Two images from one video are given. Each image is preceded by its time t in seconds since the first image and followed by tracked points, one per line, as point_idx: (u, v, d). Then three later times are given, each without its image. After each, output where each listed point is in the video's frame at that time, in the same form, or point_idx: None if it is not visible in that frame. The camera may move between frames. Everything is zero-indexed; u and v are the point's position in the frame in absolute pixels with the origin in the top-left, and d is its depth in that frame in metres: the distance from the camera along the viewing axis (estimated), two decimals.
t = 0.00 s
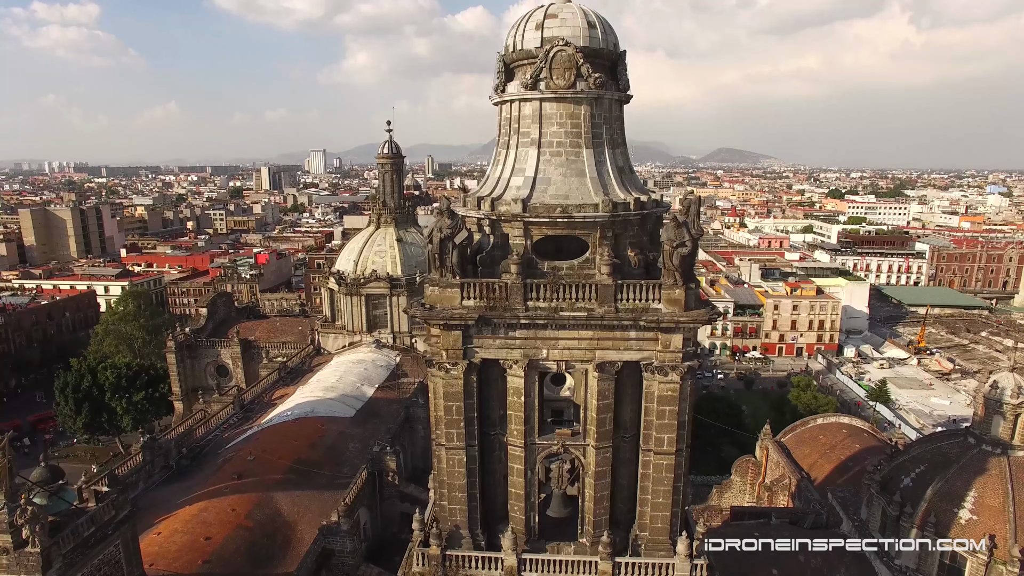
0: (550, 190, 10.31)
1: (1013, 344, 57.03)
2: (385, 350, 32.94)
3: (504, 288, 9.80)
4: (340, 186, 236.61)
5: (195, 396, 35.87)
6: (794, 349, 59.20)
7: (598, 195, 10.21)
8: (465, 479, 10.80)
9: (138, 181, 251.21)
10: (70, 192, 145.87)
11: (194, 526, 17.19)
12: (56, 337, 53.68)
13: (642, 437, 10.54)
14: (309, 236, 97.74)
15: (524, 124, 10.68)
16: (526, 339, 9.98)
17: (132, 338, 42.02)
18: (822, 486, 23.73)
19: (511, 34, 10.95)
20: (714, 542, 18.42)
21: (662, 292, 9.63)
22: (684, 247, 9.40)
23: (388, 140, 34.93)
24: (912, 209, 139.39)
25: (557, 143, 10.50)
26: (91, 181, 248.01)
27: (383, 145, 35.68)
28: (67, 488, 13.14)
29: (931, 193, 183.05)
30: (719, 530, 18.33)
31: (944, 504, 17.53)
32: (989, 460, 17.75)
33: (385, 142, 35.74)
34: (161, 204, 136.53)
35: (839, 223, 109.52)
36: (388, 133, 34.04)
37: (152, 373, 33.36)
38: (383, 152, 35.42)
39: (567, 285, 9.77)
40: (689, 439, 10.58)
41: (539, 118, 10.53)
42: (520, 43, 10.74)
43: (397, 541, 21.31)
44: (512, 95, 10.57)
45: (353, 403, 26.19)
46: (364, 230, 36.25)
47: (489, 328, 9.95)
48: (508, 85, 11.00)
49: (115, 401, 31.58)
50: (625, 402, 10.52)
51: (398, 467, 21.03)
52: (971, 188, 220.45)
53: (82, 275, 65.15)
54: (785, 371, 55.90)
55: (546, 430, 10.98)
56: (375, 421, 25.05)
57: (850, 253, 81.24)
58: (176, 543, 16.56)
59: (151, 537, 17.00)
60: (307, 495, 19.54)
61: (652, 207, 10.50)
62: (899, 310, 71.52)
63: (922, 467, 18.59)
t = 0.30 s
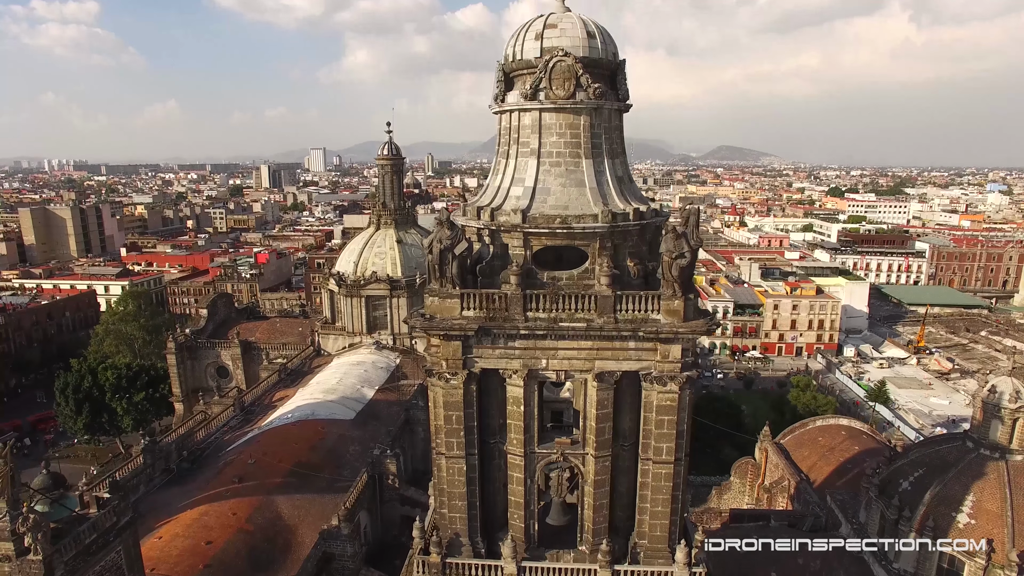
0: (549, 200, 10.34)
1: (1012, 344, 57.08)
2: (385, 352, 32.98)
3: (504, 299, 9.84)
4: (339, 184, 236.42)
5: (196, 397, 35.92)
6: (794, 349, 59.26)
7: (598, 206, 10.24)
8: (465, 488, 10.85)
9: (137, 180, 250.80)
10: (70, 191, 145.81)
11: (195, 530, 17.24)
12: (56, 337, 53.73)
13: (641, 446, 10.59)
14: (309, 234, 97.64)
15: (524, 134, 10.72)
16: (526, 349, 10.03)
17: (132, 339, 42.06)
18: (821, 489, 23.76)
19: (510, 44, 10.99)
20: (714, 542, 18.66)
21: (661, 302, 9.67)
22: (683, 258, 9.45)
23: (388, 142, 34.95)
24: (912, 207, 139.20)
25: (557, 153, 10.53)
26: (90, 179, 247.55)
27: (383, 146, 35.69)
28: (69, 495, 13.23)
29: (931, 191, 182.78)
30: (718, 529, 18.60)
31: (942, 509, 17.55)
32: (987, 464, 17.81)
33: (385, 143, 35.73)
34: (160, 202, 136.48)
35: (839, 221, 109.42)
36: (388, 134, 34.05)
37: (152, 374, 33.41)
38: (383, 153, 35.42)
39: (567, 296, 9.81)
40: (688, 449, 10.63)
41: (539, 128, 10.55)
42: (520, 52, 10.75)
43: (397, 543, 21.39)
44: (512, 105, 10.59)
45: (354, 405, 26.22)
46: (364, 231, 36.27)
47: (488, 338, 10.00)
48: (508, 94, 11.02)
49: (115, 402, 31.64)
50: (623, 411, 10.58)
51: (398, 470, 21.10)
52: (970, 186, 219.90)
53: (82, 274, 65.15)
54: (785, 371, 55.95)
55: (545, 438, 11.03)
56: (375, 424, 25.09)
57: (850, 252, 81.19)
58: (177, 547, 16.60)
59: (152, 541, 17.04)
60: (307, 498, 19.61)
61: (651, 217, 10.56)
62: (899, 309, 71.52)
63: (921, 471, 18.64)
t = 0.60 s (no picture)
0: (549, 210, 10.38)
1: (1011, 343, 57.12)
2: (385, 353, 33.05)
3: (503, 309, 9.89)
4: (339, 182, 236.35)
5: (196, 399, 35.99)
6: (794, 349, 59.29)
7: (597, 216, 10.28)
8: (464, 496, 10.91)
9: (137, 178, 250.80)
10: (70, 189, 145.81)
11: (196, 533, 17.31)
12: (57, 337, 53.78)
13: (640, 454, 10.65)
14: (309, 233, 97.63)
15: (524, 144, 10.74)
16: (526, 358, 10.08)
17: (132, 339, 42.10)
18: (820, 491, 23.82)
19: (510, 53, 11.00)
20: (714, 542, 18.90)
21: (660, 313, 9.70)
22: (682, 269, 9.50)
23: (388, 143, 34.97)
24: (913, 205, 139.06)
25: (557, 163, 10.57)
26: (91, 177, 247.43)
27: (383, 147, 35.70)
28: (70, 502, 13.27)
29: (932, 189, 182.62)
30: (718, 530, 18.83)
31: (940, 512, 17.61)
32: (985, 468, 17.86)
33: (385, 144, 35.76)
34: (160, 201, 136.32)
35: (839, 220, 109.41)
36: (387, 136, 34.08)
37: (152, 374, 33.47)
38: (383, 154, 35.44)
39: (566, 306, 9.86)
40: (686, 456, 10.70)
41: (538, 138, 10.58)
42: (520, 62, 10.77)
43: (398, 545, 21.49)
44: (512, 115, 10.61)
45: (354, 407, 26.26)
46: (364, 232, 36.29)
47: (488, 348, 10.05)
48: (507, 104, 11.06)
49: (116, 402, 31.70)
50: (622, 419, 10.63)
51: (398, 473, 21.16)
52: (971, 184, 219.79)
53: (82, 274, 65.18)
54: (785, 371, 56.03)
55: (545, 447, 11.08)
56: (375, 426, 25.15)
57: (850, 251, 81.15)
58: (179, 550, 16.67)
59: (153, 544, 17.09)
60: (308, 501, 19.68)
61: (650, 228, 10.62)
62: (899, 309, 71.54)
63: (919, 474, 18.67)
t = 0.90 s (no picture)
0: (548, 219, 10.42)
1: (1011, 342, 57.18)
2: (385, 354, 33.10)
3: (503, 318, 9.93)
4: (339, 180, 236.11)
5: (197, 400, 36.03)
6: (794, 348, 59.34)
7: (597, 226, 10.31)
8: (464, 503, 10.96)
9: (137, 176, 250.67)
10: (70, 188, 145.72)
11: (197, 537, 17.38)
12: (57, 336, 53.79)
13: (639, 462, 10.70)
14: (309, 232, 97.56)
15: (523, 152, 10.77)
16: (525, 367, 10.13)
17: (132, 339, 42.11)
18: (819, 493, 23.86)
19: (510, 61, 11.01)
20: (715, 542, 18.79)
21: (659, 322, 9.74)
22: (681, 278, 9.53)
23: (388, 144, 35.01)
24: (913, 203, 138.97)
25: (557, 172, 10.60)
26: (91, 175, 247.28)
27: (383, 148, 35.73)
28: (72, 507, 13.26)
29: (932, 187, 182.41)
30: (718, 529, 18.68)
31: (938, 515, 17.69)
32: (983, 472, 17.94)
33: (384, 145, 35.79)
34: (161, 200, 136.98)
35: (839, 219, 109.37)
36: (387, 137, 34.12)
37: (152, 374, 33.50)
38: (383, 155, 35.46)
39: (566, 316, 9.91)
40: (685, 464, 10.75)
41: (538, 147, 10.59)
42: (520, 70, 10.79)
43: (398, 548, 21.56)
44: (512, 124, 10.63)
45: (354, 409, 26.29)
46: (364, 233, 36.32)
47: (488, 357, 10.10)
48: (507, 112, 11.08)
49: (116, 403, 31.74)
50: (621, 426, 10.68)
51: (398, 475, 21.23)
52: (971, 182, 219.57)
53: (82, 273, 65.17)
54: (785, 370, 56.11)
55: (545, 454, 11.13)
56: (375, 428, 25.20)
57: (850, 250, 81.13)
58: (180, 553, 16.74)
59: (154, 548, 17.14)
60: (308, 504, 19.76)
61: (649, 236, 10.65)
62: (899, 308, 71.56)
63: (918, 477, 18.70)
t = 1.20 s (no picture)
0: (548, 228, 10.46)
1: (1010, 342, 57.26)
2: (385, 355, 33.16)
3: (503, 327, 9.98)
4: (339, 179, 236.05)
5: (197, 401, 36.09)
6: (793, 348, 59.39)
7: (596, 235, 10.35)
8: (464, 509, 11.02)
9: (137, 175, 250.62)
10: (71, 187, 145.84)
11: (198, 540, 17.45)
12: (57, 336, 53.86)
13: (638, 469, 10.76)
14: (309, 230, 97.59)
15: (523, 160, 10.79)
16: (525, 375, 10.20)
17: (132, 340, 42.16)
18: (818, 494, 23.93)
19: (510, 69, 11.04)
20: (715, 542, 18.85)
21: (658, 331, 9.77)
22: (679, 288, 9.58)
23: (388, 145, 35.04)
24: (913, 201, 139.05)
25: (556, 180, 10.64)
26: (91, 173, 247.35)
27: (383, 148, 35.76)
28: (74, 512, 13.22)
29: (932, 185, 182.41)
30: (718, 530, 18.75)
31: (937, 518, 17.75)
32: (982, 475, 17.99)
33: (384, 146, 35.83)
34: (161, 198, 136.92)
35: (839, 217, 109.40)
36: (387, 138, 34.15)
37: (152, 375, 33.57)
38: (383, 155, 35.48)
39: (565, 324, 9.96)
40: (684, 470, 10.80)
41: (538, 155, 10.62)
42: (520, 79, 10.82)
43: (398, 549, 21.65)
44: (511, 132, 10.66)
45: (354, 411, 26.34)
46: (364, 234, 36.37)
47: (488, 365, 10.15)
48: (507, 120, 11.11)
49: (117, 403, 31.82)
50: (620, 433, 10.73)
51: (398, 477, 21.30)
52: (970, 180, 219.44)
53: (82, 273, 65.20)
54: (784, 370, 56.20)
55: (545, 460, 11.18)
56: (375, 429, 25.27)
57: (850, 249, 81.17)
58: (180, 556, 16.82)
59: (155, 551, 17.22)
60: (309, 506, 19.81)
61: (649, 244, 10.69)
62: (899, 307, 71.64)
63: (916, 480, 18.77)
